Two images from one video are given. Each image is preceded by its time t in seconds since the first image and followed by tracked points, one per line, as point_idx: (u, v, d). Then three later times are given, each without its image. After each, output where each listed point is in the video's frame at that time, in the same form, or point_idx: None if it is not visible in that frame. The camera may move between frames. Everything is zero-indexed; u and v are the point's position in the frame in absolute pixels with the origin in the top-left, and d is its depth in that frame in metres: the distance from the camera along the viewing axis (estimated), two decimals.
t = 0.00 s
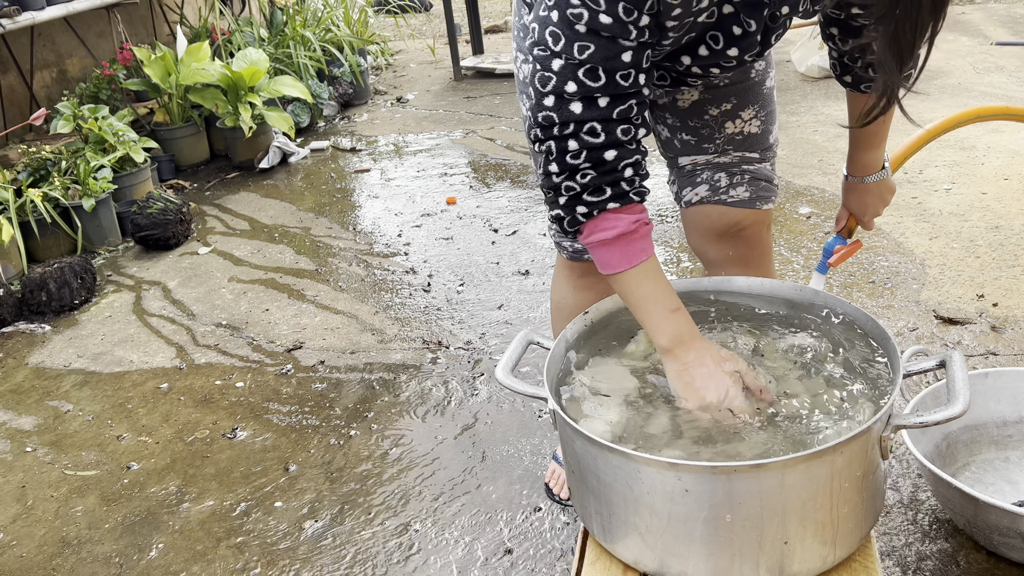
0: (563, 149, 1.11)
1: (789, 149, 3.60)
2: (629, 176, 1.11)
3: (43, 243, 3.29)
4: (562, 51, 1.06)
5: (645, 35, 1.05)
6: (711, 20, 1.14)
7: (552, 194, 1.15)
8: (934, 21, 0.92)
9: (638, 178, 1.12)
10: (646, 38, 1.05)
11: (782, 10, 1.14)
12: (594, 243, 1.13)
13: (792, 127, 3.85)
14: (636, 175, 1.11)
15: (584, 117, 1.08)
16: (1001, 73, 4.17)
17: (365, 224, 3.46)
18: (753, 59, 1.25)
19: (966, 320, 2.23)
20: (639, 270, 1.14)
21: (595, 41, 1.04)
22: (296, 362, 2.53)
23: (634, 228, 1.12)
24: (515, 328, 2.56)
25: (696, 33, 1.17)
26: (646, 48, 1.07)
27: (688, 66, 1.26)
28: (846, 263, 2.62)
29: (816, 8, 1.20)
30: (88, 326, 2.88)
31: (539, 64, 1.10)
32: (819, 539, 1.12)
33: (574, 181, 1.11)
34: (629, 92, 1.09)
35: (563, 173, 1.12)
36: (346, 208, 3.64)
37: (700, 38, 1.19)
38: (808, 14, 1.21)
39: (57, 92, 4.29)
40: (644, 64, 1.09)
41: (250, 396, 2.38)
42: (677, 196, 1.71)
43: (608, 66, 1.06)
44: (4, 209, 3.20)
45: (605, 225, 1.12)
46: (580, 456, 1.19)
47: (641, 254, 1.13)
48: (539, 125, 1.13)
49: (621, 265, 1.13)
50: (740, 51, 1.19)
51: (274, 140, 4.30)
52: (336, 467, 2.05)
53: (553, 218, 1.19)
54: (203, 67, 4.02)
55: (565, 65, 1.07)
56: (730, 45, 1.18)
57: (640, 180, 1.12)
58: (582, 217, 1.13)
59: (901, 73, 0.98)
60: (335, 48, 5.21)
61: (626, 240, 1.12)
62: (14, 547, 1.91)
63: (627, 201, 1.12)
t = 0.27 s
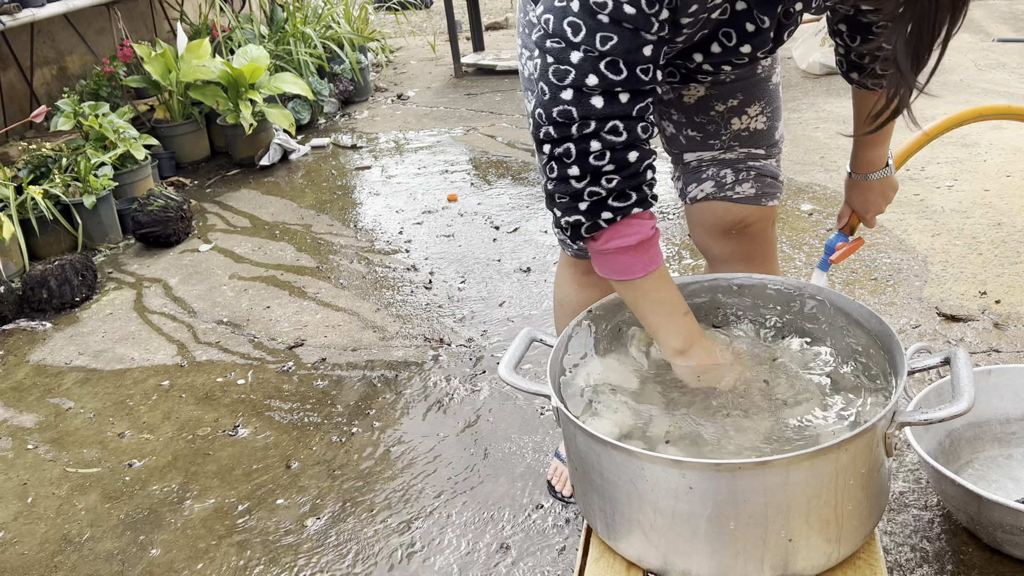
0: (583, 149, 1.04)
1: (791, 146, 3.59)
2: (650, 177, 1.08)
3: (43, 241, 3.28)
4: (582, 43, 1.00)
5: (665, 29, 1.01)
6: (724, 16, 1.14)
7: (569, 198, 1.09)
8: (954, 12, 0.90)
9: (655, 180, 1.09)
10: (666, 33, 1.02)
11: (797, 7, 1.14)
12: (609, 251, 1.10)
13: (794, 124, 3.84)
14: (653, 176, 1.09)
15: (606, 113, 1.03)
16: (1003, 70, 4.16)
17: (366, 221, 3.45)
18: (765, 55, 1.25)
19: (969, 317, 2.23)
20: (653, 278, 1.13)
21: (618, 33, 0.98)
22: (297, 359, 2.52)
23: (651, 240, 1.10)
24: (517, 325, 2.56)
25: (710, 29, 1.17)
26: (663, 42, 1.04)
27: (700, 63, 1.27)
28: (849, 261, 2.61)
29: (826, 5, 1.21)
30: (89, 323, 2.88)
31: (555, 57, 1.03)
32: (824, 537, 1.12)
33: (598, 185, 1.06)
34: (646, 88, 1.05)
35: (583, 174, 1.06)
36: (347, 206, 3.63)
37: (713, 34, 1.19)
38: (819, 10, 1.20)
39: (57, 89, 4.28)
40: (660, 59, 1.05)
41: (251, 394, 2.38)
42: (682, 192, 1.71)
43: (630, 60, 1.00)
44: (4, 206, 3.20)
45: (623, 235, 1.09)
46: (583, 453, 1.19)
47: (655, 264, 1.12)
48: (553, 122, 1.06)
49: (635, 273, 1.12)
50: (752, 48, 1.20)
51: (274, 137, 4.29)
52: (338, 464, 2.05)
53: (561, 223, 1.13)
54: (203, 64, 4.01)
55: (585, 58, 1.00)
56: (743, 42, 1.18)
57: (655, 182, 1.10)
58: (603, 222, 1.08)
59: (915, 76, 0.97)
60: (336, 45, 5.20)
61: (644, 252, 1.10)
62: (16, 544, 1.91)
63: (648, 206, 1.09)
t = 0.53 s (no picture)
0: (592, 150, 1.05)
1: (791, 143, 3.59)
2: (659, 176, 1.07)
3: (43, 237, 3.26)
4: (592, 46, 1.00)
5: (676, 31, 1.01)
6: (734, 16, 1.15)
7: (578, 196, 1.09)
8: (993, 11, 0.90)
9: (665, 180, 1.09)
10: (676, 34, 1.01)
11: (807, 6, 1.14)
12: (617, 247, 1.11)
13: (794, 121, 3.84)
14: (665, 176, 1.08)
15: (614, 115, 1.03)
16: (1003, 67, 4.16)
17: (366, 218, 3.45)
18: (773, 54, 1.26)
19: (968, 314, 2.23)
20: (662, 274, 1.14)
21: (627, 36, 0.99)
22: (297, 356, 2.53)
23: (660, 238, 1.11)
24: (517, 322, 2.56)
25: (719, 29, 1.18)
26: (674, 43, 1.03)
27: (708, 62, 1.28)
28: (848, 258, 2.62)
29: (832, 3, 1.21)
30: (89, 320, 2.88)
31: (564, 60, 1.03)
32: (822, 533, 1.12)
33: (604, 183, 1.06)
34: (657, 89, 1.04)
35: (592, 175, 1.06)
36: (346, 202, 3.63)
37: (722, 34, 1.20)
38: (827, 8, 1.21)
39: (57, 86, 4.28)
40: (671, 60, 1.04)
41: (252, 390, 2.38)
42: (682, 188, 1.71)
43: (639, 62, 1.00)
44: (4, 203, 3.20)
45: (630, 231, 1.09)
46: (583, 449, 1.19)
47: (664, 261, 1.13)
48: (563, 123, 1.06)
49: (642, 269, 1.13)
50: (761, 48, 1.20)
51: (274, 134, 4.29)
52: (338, 461, 2.05)
53: (570, 220, 1.13)
54: (203, 61, 4.00)
55: (594, 61, 1.01)
56: (752, 42, 1.19)
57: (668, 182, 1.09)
58: (611, 219, 1.09)
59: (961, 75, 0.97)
60: (335, 42, 5.19)
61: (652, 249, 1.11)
62: (16, 541, 1.91)
63: (656, 204, 1.09)
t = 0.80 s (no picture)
0: (667, 153, 0.98)
1: (789, 141, 3.59)
2: (743, 168, 1.00)
3: (42, 234, 3.26)
4: (639, 47, 0.95)
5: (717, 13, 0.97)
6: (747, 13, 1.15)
7: (661, 204, 1.02)
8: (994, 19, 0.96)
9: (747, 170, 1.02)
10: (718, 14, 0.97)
11: (815, 6, 1.16)
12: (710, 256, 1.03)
13: (792, 118, 3.85)
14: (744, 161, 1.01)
15: (681, 109, 0.97)
16: (1002, 64, 4.16)
17: (365, 215, 3.46)
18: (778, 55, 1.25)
19: (966, 310, 2.24)
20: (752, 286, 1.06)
21: (673, 27, 0.94)
22: (296, 353, 2.53)
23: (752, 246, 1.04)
24: (516, 319, 2.56)
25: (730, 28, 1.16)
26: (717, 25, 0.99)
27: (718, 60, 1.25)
28: (846, 254, 2.62)
29: None
30: (88, 317, 2.88)
31: (612, 70, 0.98)
32: (820, 527, 1.13)
33: (689, 185, 0.99)
34: (715, 74, 0.99)
35: (670, 179, 0.99)
36: (345, 200, 3.64)
37: (734, 32, 1.18)
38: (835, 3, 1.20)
39: (55, 83, 4.28)
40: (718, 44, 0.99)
41: (251, 387, 2.38)
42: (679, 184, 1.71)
43: (691, 51, 0.96)
44: (3, 200, 3.20)
45: (719, 239, 1.02)
46: (581, 444, 1.19)
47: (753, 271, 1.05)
48: (627, 133, 1.00)
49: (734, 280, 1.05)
50: (774, 45, 1.19)
51: (273, 131, 4.29)
52: (337, 457, 2.06)
53: (655, 233, 1.05)
54: (202, 58, 4.00)
55: (646, 61, 0.95)
56: (765, 39, 1.18)
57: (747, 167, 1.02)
58: (699, 225, 1.01)
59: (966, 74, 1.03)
60: (335, 39, 5.19)
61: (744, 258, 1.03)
62: (16, 537, 1.91)
63: (744, 201, 1.01)
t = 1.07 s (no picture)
0: (621, 147, 1.00)
1: (788, 138, 3.60)
2: (692, 170, 1.02)
3: (42, 232, 3.28)
4: (620, 41, 0.96)
5: (701, 21, 0.98)
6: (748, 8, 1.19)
7: (611, 196, 1.04)
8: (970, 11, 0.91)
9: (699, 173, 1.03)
10: (701, 22, 0.98)
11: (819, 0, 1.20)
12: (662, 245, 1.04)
13: (791, 116, 3.85)
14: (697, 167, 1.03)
15: (647, 109, 0.98)
16: (1000, 63, 4.17)
17: (364, 213, 3.46)
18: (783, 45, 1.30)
19: (964, 308, 2.24)
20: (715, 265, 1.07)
21: (655, 28, 0.95)
22: (295, 351, 2.53)
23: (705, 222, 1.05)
24: (515, 316, 2.56)
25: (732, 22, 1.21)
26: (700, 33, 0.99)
27: (720, 54, 1.30)
28: (845, 252, 2.62)
29: None
30: (87, 315, 2.88)
31: (590, 59, 0.98)
32: (817, 524, 1.13)
33: (636, 180, 1.01)
34: (688, 80, 1.00)
35: (622, 172, 1.01)
36: (344, 197, 3.64)
37: (735, 26, 1.22)
38: None
39: (54, 81, 4.27)
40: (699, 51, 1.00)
41: (250, 385, 2.38)
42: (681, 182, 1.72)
43: (669, 53, 0.96)
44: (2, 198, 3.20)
45: (670, 226, 1.03)
46: (579, 441, 1.20)
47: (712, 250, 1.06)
48: (592, 122, 1.01)
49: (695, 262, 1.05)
50: (774, 38, 1.24)
51: (272, 129, 4.29)
52: (336, 454, 2.06)
53: (606, 222, 1.07)
54: (201, 56, 4.01)
55: (623, 57, 0.96)
56: (766, 32, 1.22)
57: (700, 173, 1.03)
58: (645, 217, 1.02)
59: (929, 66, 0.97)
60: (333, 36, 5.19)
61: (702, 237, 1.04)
62: (15, 535, 1.91)
63: (692, 197, 1.03)
